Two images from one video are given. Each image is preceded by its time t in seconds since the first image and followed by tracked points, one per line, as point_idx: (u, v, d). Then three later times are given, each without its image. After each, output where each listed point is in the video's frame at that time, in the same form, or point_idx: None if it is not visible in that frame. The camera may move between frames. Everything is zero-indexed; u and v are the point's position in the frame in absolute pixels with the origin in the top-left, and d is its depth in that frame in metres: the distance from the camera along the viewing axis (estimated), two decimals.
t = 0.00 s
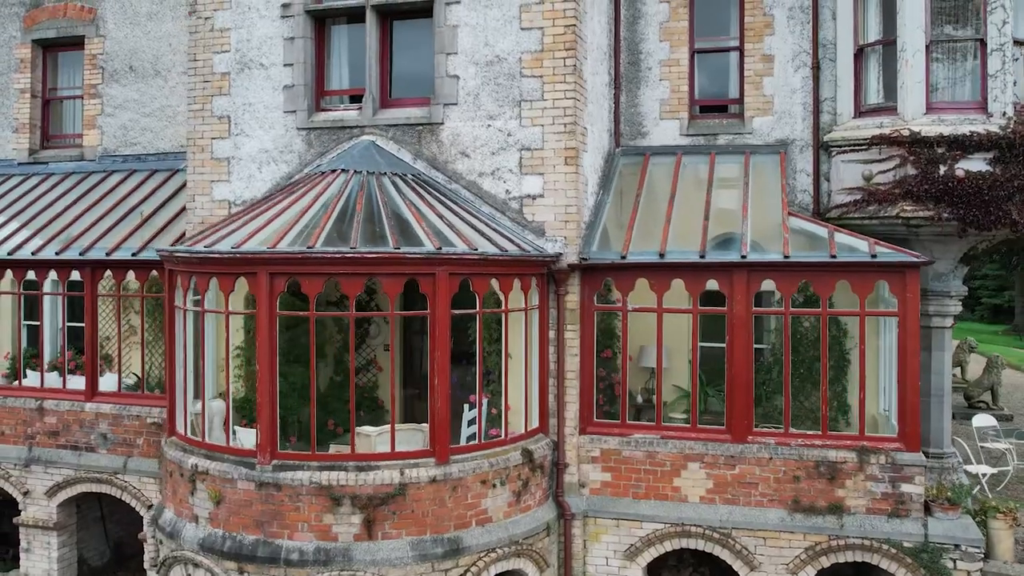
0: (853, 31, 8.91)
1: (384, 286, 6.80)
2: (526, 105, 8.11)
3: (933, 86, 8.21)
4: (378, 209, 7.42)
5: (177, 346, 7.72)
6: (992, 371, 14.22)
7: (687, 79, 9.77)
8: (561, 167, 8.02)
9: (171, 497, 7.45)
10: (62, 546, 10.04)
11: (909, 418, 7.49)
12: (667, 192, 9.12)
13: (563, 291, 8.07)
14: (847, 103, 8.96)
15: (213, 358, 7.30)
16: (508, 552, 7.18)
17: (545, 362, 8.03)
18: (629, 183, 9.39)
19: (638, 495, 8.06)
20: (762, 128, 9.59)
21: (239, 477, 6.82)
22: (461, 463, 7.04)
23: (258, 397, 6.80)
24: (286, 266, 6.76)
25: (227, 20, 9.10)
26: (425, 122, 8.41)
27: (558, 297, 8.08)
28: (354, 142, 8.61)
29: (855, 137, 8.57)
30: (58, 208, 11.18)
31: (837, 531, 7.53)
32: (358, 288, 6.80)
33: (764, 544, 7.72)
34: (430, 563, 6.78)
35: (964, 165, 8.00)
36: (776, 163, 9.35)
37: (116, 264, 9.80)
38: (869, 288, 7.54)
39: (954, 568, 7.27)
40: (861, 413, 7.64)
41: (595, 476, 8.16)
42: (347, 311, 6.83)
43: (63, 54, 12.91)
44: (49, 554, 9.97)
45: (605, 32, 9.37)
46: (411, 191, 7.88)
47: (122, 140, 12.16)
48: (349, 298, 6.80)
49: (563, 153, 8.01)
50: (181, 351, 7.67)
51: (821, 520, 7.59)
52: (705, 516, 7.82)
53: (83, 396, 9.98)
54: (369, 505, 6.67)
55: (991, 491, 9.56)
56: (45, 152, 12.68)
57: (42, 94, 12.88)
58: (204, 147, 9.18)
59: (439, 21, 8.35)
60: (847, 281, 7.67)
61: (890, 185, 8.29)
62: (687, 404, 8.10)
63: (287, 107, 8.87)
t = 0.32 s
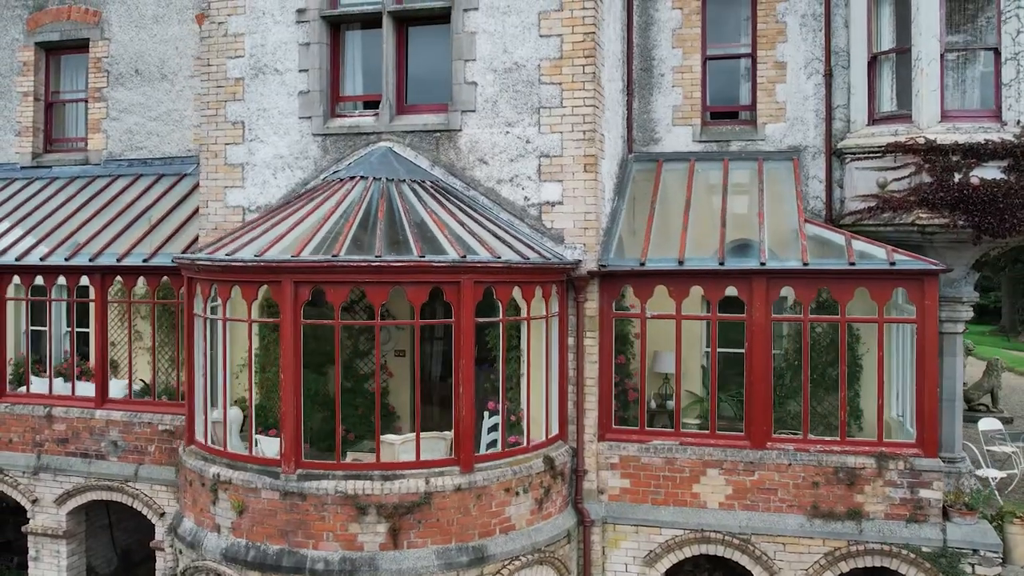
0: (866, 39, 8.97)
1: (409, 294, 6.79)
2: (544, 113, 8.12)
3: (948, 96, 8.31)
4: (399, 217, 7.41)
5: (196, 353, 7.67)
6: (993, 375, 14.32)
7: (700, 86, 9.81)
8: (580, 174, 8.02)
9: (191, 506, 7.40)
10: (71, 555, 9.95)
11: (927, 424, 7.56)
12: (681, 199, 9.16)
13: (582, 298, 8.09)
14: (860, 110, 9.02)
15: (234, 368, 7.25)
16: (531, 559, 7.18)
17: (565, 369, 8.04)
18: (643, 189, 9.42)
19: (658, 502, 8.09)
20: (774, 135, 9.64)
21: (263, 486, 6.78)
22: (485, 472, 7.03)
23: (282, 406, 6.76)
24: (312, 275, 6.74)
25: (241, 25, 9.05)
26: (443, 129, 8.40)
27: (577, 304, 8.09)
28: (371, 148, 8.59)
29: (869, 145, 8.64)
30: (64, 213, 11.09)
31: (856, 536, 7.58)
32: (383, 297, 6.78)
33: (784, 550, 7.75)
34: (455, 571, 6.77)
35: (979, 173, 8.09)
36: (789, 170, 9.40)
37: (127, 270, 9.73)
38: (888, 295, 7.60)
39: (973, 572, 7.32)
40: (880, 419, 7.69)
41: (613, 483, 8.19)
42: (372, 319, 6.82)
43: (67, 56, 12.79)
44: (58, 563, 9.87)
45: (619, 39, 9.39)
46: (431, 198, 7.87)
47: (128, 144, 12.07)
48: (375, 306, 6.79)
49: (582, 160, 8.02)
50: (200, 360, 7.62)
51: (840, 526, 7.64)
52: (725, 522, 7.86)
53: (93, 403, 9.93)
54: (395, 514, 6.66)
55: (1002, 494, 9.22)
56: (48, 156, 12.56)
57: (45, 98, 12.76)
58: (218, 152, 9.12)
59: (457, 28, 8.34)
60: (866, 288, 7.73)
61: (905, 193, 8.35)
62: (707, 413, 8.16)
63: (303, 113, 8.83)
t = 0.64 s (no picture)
0: (880, 46, 9.05)
1: (435, 302, 6.78)
2: (564, 119, 8.12)
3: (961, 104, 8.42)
4: (421, 224, 7.39)
5: (217, 361, 7.63)
6: (993, 377, 14.46)
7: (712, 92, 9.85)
8: (600, 181, 8.04)
9: (212, 515, 7.35)
10: (81, 563, 9.85)
11: (945, 430, 7.64)
12: (696, 204, 9.19)
13: (602, 304, 8.10)
14: (874, 117, 9.08)
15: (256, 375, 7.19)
16: (555, 567, 7.19)
17: (584, 376, 8.06)
18: (657, 195, 9.45)
19: (676, 507, 8.12)
20: (787, 141, 9.69)
21: (288, 495, 6.75)
22: (510, 479, 7.03)
23: (307, 415, 6.74)
24: (337, 283, 6.72)
25: (256, 29, 9.00)
26: (461, 135, 8.38)
27: (597, 311, 8.11)
28: (388, 154, 8.56)
29: (884, 152, 8.70)
30: (71, 217, 11.00)
31: (875, 541, 7.63)
32: (409, 305, 6.77)
33: (803, 555, 7.80)
34: None
35: (993, 180, 8.17)
36: (802, 176, 9.46)
37: (138, 275, 9.65)
38: (906, 302, 7.67)
39: None
40: (898, 425, 7.75)
41: (632, 489, 8.22)
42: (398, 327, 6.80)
43: (70, 59, 12.68)
44: (68, 571, 9.78)
45: (633, 45, 9.41)
46: (451, 206, 7.86)
47: (134, 148, 11.98)
48: (400, 314, 6.77)
49: (602, 167, 8.03)
50: (220, 367, 7.57)
51: (860, 531, 7.70)
52: (744, 528, 7.90)
53: (103, 410, 9.80)
54: (421, 523, 6.64)
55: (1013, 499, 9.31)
56: (51, 159, 12.46)
57: (48, 101, 12.65)
58: (232, 158, 9.06)
59: (476, 34, 8.33)
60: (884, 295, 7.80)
61: (920, 199, 8.43)
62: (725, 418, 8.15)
63: (319, 119, 8.79)
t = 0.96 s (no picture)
0: (892, 54, 9.12)
1: (460, 309, 6.77)
2: (582, 125, 8.12)
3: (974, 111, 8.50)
4: (443, 232, 7.38)
5: (237, 370, 7.57)
6: (993, 380, 14.59)
7: (724, 98, 9.89)
8: (618, 187, 8.05)
9: (232, 524, 7.29)
10: (90, 571, 9.75)
11: (961, 435, 7.70)
12: (711, 210, 9.23)
13: (620, 311, 8.12)
14: (886, 123, 9.14)
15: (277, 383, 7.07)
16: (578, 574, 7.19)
17: (603, 382, 8.07)
18: (671, 200, 9.48)
19: (695, 513, 8.16)
20: (799, 147, 9.75)
21: (312, 504, 6.71)
22: (534, 487, 7.03)
23: (332, 423, 6.70)
24: (363, 291, 6.68)
25: (269, 34, 8.94)
26: (479, 141, 8.37)
27: (616, 317, 8.11)
28: (405, 160, 8.54)
29: (897, 159, 8.79)
30: (76, 222, 10.89)
31: (893, 546, 7.69)
32: (434, 313, 6.75)
33: (822, 560, 7.85)
34: None
35: (1006, 187, 8.26)
36: (815, 182, 9.50)
37: (148, 281, 9.57)
38: (923, 308, 7.74)
39: None
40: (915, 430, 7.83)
41: (651, 494, 8.24)
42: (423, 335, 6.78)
43: (72, 62, 12.56)
44: None
45: (647, 51, 9.43)
46: (471, 212, 7.85)
47: (139, 152, 11.88)
48: (425, 322, 6.75)
49: (620, 174, 8.04)
50: (240, 375, 7.52)
51: (877, 535, 7.75)
52: (763, 533, 7.95)
53: (113, 417, 9.74)
54: (447, 531, 6.64)
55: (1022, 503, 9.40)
56: (54, 163, 12.34)
57: (51, 103, 12.52)
58: (245, 163, 9.00)
59: (493, 40, 8.32)
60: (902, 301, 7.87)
61: (934, 206, 8.50)
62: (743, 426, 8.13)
63: (334, 124, 8.74)
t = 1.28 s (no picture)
0: (903, 62, 9.19)
1: (485, 318, 6.76)
2: (600, 132, 8.13)
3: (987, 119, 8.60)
4: (464, 239, 7.37)
5: (256, 379, 7.53)
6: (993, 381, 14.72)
7: (735, 105, 9.93)
8: (636, 195, 8.07)
9: (252, 534, 7.25)
10: None
11: (978, 441, 7.76)
12: (724, 216, 9.26)
13: (639, 317, 8.14)
14: (898, 130, 9.20)
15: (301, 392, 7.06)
16: None
17: (622, 389, 8.09)
18: (684, 206, 9.50)
19: (712, 519, 8.18)
20: (810, 153, 9.80)
21: (336, 514, 6.67)
22: (557, 495, 7.04)
23: (356, 432, 6.67)
24: (388, 300, 6.67)
25: (283, 39, 8.89)
26: (496, 147, 8.36)
27: (634, 324, 8.14)
28: (421, 167, 8.52)
29: (910, 166, 8.85)
30: (82, 227, 10.78)
31: (910, 551, 7.75)
32: (459, 321, 6.74)
33: (839, 565, 7.90)
34: None
35: (1019, 194, 8.35)
36: (826, 188, 9.55)
37: (158, 287, 9.48)
38: (939, 314, 7.81)
39: None
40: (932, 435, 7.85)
41: (668, 501, 8.27)
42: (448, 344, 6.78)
43: (75, 64, 12.44)
44: None
45: (660, 57, 9.45)
46: (491, 220, 7.84)
47: (144, 156, 11.77)
48: (450, 329, 6.73)
49: (638, 181, 8.05)
50: (259, 384, 7.47)
51: (894, 540, 7.82)
52: (780, 539, 7.99)
53: (122, 424, 9.64)
54: (472, 540, 6.63)
55: None
56: (56, 167, 12.22)
57: (53, 107, 12.40)
58: (259, 169, 8.94)
59: (510, 46, 8.31)
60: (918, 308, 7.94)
61: (947, 213, 8.59)
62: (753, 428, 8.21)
63: (349, 130, 8.70)
